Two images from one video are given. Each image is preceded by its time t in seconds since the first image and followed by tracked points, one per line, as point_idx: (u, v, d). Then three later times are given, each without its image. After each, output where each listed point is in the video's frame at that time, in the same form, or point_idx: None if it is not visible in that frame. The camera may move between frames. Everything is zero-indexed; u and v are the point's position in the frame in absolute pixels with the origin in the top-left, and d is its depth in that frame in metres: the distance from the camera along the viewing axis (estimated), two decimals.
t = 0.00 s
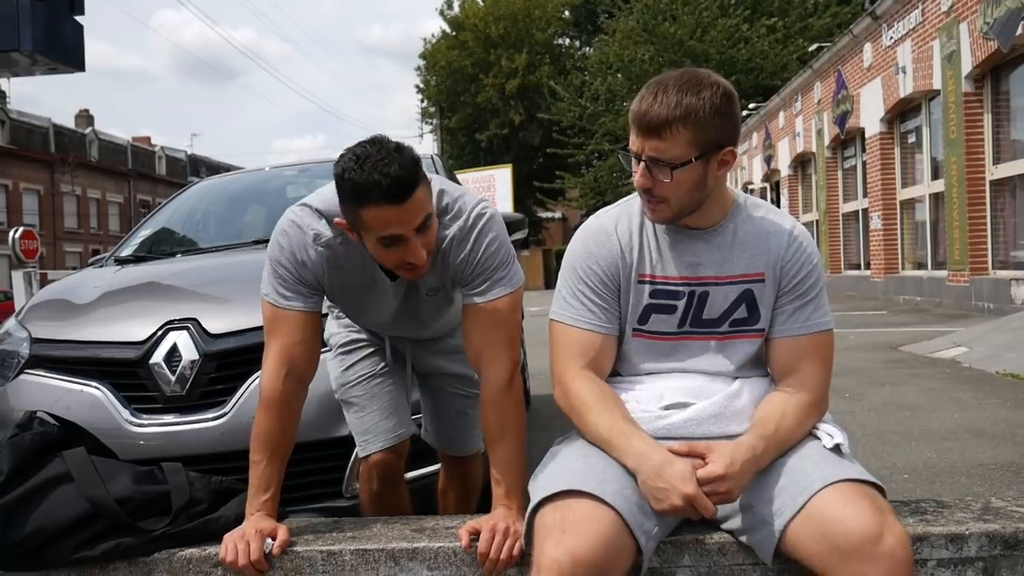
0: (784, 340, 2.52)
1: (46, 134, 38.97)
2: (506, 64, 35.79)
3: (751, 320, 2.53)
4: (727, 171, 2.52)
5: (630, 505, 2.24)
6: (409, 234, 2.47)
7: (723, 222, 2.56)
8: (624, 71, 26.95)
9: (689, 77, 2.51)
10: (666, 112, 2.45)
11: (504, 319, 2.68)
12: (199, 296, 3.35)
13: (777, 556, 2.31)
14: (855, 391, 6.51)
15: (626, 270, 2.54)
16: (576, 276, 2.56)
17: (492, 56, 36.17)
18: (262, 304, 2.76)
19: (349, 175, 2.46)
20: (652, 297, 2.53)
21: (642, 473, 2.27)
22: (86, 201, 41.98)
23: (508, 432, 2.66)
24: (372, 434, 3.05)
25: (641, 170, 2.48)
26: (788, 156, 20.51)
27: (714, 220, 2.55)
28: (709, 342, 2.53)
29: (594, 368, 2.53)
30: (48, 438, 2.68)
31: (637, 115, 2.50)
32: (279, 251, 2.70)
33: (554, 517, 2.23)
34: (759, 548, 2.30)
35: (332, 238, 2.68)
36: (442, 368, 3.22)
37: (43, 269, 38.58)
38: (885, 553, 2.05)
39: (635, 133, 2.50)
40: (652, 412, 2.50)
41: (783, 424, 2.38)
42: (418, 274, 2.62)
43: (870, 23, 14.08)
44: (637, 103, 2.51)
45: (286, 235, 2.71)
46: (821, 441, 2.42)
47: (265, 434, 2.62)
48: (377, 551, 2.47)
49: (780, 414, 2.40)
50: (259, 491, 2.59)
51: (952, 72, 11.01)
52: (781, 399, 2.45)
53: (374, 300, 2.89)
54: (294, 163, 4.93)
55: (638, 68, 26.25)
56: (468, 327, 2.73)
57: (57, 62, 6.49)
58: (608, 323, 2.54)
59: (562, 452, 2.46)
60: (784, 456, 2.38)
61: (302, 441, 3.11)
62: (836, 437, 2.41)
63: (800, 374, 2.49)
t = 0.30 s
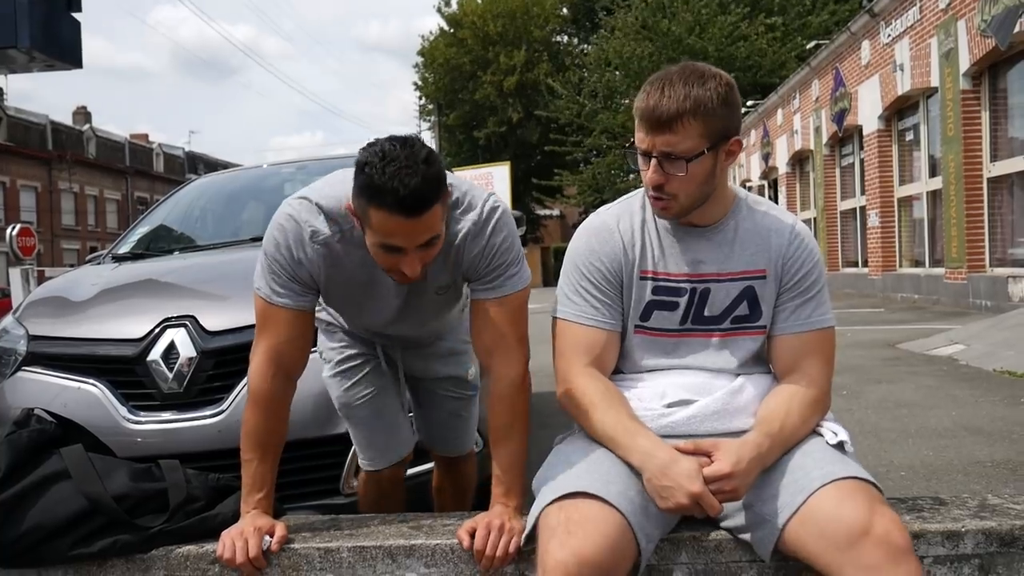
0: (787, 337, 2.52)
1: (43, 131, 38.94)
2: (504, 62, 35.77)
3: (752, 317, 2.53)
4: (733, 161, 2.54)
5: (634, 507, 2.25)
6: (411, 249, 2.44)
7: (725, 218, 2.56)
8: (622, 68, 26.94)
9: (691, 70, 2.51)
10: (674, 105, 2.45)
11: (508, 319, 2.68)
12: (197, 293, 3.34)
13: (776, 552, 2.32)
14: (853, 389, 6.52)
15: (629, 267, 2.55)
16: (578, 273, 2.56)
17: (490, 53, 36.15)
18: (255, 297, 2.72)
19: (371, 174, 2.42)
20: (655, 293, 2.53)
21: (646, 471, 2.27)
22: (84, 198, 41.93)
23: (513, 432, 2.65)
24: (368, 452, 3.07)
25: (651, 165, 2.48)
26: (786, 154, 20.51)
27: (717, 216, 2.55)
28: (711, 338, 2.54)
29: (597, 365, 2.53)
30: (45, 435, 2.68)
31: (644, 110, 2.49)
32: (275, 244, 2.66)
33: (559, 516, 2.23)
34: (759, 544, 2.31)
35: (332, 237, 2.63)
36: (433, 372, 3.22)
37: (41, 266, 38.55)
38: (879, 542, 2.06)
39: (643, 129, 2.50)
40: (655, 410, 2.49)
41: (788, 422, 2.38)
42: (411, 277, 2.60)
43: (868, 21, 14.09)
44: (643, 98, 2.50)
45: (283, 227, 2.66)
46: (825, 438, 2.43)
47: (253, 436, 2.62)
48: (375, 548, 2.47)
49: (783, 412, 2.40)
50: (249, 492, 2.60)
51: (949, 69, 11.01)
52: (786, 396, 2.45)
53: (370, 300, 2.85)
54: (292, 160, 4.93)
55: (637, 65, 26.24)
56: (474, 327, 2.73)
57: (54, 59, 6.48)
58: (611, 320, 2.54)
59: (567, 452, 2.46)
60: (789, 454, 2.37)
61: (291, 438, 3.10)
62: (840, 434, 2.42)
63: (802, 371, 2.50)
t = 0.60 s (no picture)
0: (784, 337, 2.52)
1: (45, 129, 38.95)
2: (506, 61, 35.77)
3: (751, 317, 2.53)
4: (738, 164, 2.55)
5: (625, 502, 2.25)
6: (477, 263, 2.40)
7: (727, 220, 2.56)
8: (623, 67, 26.93)
9: (702, 70, 2.51)
10: (691, 105, 2.44)
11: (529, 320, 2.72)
12: (198, 291, 3.35)
13: (773, 554, 2.31)
14: (854, 389, 6.52)
15: (628, 266, 2.55)
16: (578, 271, 2.57)
17: (491, 52, 36.14)
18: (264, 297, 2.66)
19: (462, 182, 2.36)
20: (653, 292, 2.54)
21: (635, 468, 2.28)
22: (85, 196, 41.96)
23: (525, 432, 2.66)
24: (425, 460, 3.13)
25: (665, 164, 2.46)
26: (787, 153, 20.50)
27: (720, 218, 2.55)
28: (709, 338, 2.54)
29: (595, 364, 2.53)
30: (47, 433, 2.68)
31: (658, 108, 2.46)
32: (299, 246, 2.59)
33: (551, 512, 2.23)
34: (755, 545, 2.31)
35: (361, 243, 2.60)
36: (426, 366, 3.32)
37: (42, 264, 38.57)
38: (872, 557, 2.04)
39: (655, 127, 2.47)
40: (650, 407, 2.50)
41: (780, 421, 2.38)
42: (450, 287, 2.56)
43: (869, 20, 14.09)
44: (656, 95, 2.48)
45: (311, 229, 2.60)
46: (817, 439, 2.41)
47: (254, 438, 2.59)
48: (376, 547, 2.48)
49: (776, 411, 2.40)
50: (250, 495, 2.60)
51: (951, 69, 11.02)
52: (780, 394, 2.44)
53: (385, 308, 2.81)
54: (294, 159, 4.94)
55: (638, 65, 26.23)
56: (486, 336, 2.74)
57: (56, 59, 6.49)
58: (609, 318, 2.54)
59: (560, 447, 2.46)
60: (780, 453, 2.38)
61: (290, 438, 3.11)
62: (832, 434, 2.40)
63: (801, 372, 2.49)
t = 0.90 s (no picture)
0: (784, 334, 2.53)
1: (46, 132, 38.97)
2: (506, 60, 35.77)
3: (751, 315, 2.54)
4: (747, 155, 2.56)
5: (632, 499, 2.25)
6: (530, 234, 2.45)
7: (726, 218, 2.56)
8: (624, 65, 26.91)
9: (702, 65, 2.49)
10: (715, 102, 2.40)
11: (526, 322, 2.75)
12: (200, 292, 3.35)
13: (777, 549, 2.31)
14: (857, 385, 6.52)
15: (628, 267, 2.55)
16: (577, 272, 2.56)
17: (491, 51, 36.15)
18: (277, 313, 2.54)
19: (509, 152, 2.44)
20: (654, 293, 2.54)
21: (640, 467, 2.29)
22: (86, 199, 42.02)
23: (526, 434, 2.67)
24: (478, 487, 3.02)
25: (699, 164, 2.42)
26: (788, 150, 20.49)
27: (722, 216, 2.55)
28: (709, 337, 2.54)
29: (596, 365, 2.54)
30: (51, 435, 2.69)
31: (680, 108, 2.41)
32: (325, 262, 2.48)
33: (555, 510, 2.23)
34: (760, 540, 2.30)
35: (389, 258, 2.54)
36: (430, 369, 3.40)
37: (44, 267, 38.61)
38: (884, 545, 2.06)
39: (679, 130, 2.42)
40: (653, 407, 2.51)
41: (782, 419, 2.38)
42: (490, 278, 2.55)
43: (869, 17, 14.08)
44: (675, 95, 2.42)
45: (337, 244, 2.50)
46: (820, 434, 2.42)
47: (260, 443, 2.52)
48: (379, 546, 2.48)
49: (779, 408, 2.40)
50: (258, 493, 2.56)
51: (951, 65, 11.01)
52: (781, 392, 2.45)
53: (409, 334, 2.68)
54: (294, 160, 4.95)
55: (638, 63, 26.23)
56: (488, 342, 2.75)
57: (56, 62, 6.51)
58: (609, 319, 2.54)
59: (564, 445, 2.46)
60: (783, 450, 2.39)
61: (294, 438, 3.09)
62: (835, 430, 2.42)
63: (800, 368, 2.50)
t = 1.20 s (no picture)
0: (788, 334, 2.53)
1: (47, 134, 39.02)
2: (506, 61, 35.80)
3: (754, 316, 2.54)
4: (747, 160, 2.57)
5: (637, 504, 2.25)
6: (513, 172, 2.51)
7: (728, 218, 2.56)
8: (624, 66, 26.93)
9: (696, 71, 2.49)
10: (713, 109, 2.40)
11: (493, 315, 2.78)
12: (201, 295, 3.35)
13: (780, 549, 2.32)
14: (858, 385, 6.52)
15: (631, 269, 2.55)
16: (579, 274, 2.57)
17: (491, 53, 36.20)
18: (287, 319, 2.42)
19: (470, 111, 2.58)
20: (657, 295, 2.54)
21: (648, 469, 2.28)
22: (87, 201, 42.06)
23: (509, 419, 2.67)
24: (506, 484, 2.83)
25: (700, 172, 2.43)
26: (788, 150, 20.49)
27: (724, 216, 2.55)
28: (713, 338, 2.55)
29: (599, 366, 2.54)
30: (51, 438, 2.69)
31: (677, 117, 2.41)
32: (348, 268, 2.37)
33: (562, 514, 2.23)
34: (762, 542, 2.31)
35: (409, 260, 2.47)
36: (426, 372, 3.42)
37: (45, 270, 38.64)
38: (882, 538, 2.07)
39: (676, 140, 2.43)
40: (658, 408, 2.50)
41: (790, 420, 2.38)
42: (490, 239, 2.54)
43: (869, 17, 14.09)
44: (671, 103, 2.42)
45: (357, 248, 2.39)
46: (826, 435, 2.43)
47: (271, 448, 2.47)
48: (380, 548, 2.48)
49: (785, 409, 2.40)
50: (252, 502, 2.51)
51: (951, 65, 11.01)
52: (787, 393, 2.45)
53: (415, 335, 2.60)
54: (295, 162, 4.95)
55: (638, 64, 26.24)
56: (463, 338, 2.73)
57: (57, 64, 6.51)
58: (613, 320, 2.55)
59: (569, 448, 2.47)
60: (790, 450, 2.38)
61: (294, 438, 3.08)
62: (841, 431, 2.42)
63: (804, 368, 2.50)
